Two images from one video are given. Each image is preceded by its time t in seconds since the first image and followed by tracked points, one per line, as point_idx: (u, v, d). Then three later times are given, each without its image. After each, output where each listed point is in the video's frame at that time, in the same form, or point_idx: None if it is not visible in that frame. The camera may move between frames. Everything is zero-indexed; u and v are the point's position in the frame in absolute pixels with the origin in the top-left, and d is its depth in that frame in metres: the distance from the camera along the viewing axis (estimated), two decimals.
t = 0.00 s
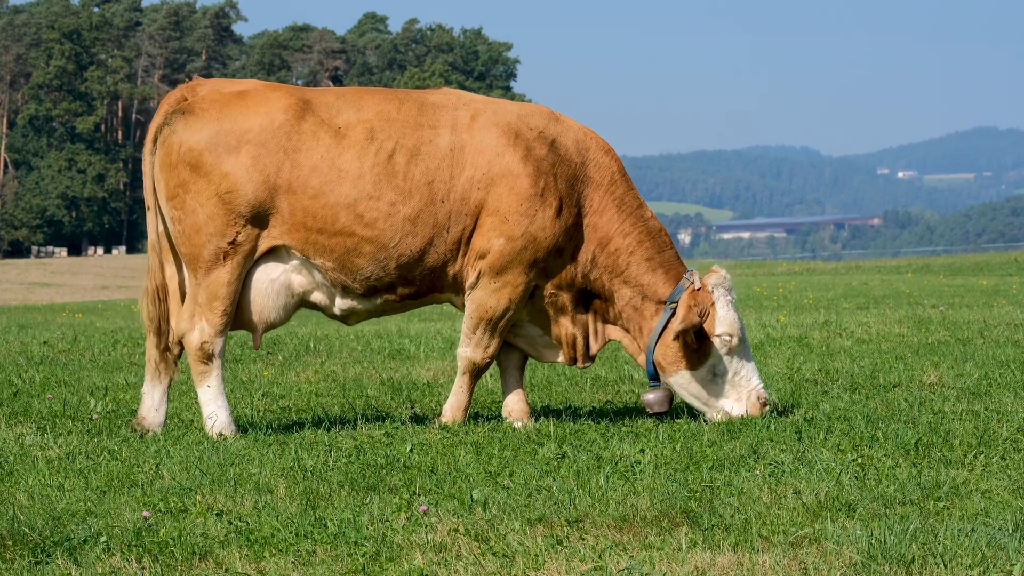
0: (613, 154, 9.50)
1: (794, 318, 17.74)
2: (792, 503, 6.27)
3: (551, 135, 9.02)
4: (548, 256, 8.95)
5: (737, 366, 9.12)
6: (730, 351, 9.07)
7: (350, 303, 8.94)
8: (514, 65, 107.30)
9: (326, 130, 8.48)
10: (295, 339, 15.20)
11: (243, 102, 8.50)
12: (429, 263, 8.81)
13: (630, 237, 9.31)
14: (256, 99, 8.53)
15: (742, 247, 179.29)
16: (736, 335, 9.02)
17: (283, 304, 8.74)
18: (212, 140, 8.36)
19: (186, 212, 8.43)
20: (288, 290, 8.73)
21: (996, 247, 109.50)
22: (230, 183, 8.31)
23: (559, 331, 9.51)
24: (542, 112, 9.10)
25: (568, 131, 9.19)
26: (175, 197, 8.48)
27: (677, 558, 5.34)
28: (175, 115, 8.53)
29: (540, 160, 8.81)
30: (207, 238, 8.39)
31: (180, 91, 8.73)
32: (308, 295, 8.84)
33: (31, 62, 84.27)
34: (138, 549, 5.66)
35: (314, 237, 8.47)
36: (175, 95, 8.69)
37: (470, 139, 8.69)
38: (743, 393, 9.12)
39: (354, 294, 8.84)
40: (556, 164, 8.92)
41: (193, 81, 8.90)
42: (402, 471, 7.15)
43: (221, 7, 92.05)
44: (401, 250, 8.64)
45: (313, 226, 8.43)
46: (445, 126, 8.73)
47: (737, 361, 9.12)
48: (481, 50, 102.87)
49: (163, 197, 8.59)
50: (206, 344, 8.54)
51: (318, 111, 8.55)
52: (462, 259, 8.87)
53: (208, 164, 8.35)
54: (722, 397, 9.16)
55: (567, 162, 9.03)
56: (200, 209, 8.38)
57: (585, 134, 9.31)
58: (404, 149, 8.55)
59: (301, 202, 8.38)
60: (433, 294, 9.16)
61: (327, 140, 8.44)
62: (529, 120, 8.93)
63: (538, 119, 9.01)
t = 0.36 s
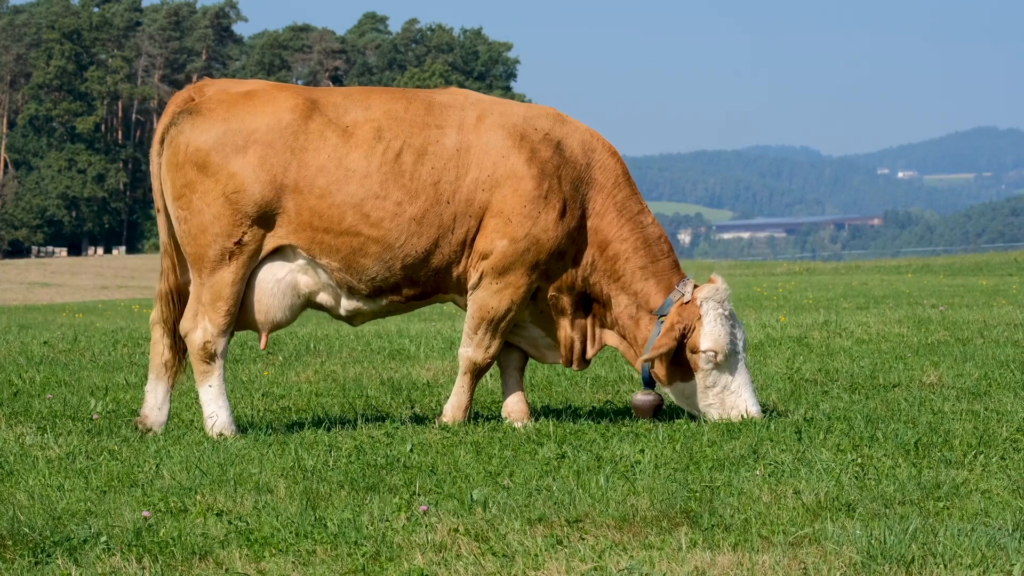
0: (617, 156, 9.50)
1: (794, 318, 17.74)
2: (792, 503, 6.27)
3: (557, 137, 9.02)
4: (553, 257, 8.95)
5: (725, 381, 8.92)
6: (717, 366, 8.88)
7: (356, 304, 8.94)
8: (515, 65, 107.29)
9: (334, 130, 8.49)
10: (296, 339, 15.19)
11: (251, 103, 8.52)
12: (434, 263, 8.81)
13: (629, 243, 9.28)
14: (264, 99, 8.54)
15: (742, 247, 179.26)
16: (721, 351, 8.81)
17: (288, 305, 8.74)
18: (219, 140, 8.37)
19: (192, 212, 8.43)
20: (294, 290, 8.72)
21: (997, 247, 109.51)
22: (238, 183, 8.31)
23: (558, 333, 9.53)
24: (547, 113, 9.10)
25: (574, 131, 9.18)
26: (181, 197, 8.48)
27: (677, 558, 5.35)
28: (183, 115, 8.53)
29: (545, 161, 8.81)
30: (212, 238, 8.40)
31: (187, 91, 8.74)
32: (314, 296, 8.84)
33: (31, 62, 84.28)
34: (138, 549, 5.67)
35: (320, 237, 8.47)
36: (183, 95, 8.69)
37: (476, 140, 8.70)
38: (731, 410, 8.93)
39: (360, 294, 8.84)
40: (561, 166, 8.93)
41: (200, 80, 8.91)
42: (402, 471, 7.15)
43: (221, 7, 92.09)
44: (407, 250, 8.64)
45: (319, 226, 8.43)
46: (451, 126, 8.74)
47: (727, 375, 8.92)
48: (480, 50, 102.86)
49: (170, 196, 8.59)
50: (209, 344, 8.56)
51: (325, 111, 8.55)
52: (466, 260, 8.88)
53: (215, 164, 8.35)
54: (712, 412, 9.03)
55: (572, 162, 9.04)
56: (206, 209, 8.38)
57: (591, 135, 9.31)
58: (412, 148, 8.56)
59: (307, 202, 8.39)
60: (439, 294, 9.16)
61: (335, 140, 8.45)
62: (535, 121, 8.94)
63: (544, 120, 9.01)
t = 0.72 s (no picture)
0: (621, 154, 9.50)
1: (794, 318, 17.73)
2: (792, 503, 6.27)
3: (560, 136, 9.01)
4: (557, 256, 8.94)
5: (724, 363, 8.81)
6: (717, 347, 8.78)
7: (360, 304, 8.94)
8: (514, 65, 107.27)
9: (338, 130, 8.49)
10: (296, 339, 15.19)
11: (255, 102, 8.52)
12: (439, 264, 8.81)
13: (634, 236, 9.28)
14: (268, 99, 8.54)
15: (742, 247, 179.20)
16: (720, 332, 8.73)
17: (292, 304, 8.74)
18: (222, 140, 8.37)
19: (195, 212, 8.44)
20: (297, 290, 8.73)
21: (997, 248, 109.47)
22: (241, 183, 8.31)
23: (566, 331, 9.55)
24: (550, 113, 9.09)
25: (577, 130, 9.17)
26: (185, 197, 8.48)
27: (677, 558, 5.35)
28: (186, 115, 8.54)
29: (548, 161, 8.80)
30: (215, 238, 8.39)
31: (191, 91, 8.74)
32: (318, 296, 8.85)
33: (31, 63, 84.28)
34: (138, 549, 5.67)
35: (324, 237, 8.47)
36: (187, 95, 8.70)
37: (479, 140, 8.69)
38: (731, 392, 8.83)
39: (364, 295, 8.85)
40: (565, 165, 8.92)
41: (204, 81, 8.91)
42: (402, 471, 7.15)
43: (221, 7, 92.10)
44: (411, 250, 8.64)
45: (323, 226, 8.43)
46: (454, 125, 8.73)
47: (727, 358, 8.80)
48: (481, 50, 102.86)
49: (173, 197, 8.59)
50: (210, 344, 8.58)
51: (329, 110, 8.55)
52: (471, 260, 8.89)
53: (219, 164, 8.35)
54: (711, 394, 8.93)
55: (575, 161, 9.03)
56: (210, 209, 8.38)
57: (594, 133, 9.30)
58: (415, 148, 8.56)
59: (312, 202, 8.39)
60: (443, 294, 9.17)
61: (338, 140, 8.45)
62: (538, 121, 8.93)
63: (547, 119, 9.01)
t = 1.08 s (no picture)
0: (621, 155, 9.47)
1: (794, 318, 17.73)
2: (792, 503, 6.27)
3: (562, 136, 8.98)
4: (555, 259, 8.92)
5: (707, 385, 8.77)
6: (698, 370, 8.74)
7: (364, 305, 8.94)
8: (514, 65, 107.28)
9: (342, 130, 8.50)
10: (296, 339, 15.20)
11: (260, 103, 8.54)
12: (441, 264, 8.80)
13: (628, 242, 9.25)
14: (273, 99, 8.56)
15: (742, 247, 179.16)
16: (699, 355, 8.70)
17: (297, 305, 8.72)
18: (227, 140, 8.39)
19: (199, 212, 8.45)
20: (302, 290, 8.71)
21: (997, 248, 109.46)
22: (246, 183, 8.33)
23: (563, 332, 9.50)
24: (552, 113, 9.07)
25: (579, 131, 9.14)
26: (190, 197, 8.50)
27: (677, 558, 5.35)
28: (192, 115, 8.57)
29: (548, 162, 8.79)
30: (218, 238, 8.40)
31: (196, 91, 8.77)
32: (322, 296, 8.83)
33: (31, 63, 84.30)
34: (138, 549, 5.67)
35: (327, 237, 8.47)
36: (192, 95, 8.72)
37: (481, 140, 8.68)
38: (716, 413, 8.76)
39: (368, 295, 8.83)
40: (565, 166, 8.90)
41: (209, 81, 8.94)
42: (402, 471, 7.15)
43: (221, 7, 92.23)
44: (413, 250, 8.64)
45: (326, 226, 8.43)
46: (457, 125, 8.73)
47: (710, 380, 8.76)
48: (481, 50, 102.88)
49: (176, 197, 8.61)
50: (211, 344, 8.58)
51: (333, 110, 8.56)
52: (470, 260, 8.87)
53: (224, 164, 8.38)
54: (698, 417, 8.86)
55: (576, 162, 9.01)
56: (213, 210, 8.40)
57: (595, 134, 9.27)
58: (418, 149, 8.57)
59: (315, 202, 8.39)
60: (445, 294, 9.16)
61: (343, 140, 8.46)
62: (540, 121, 8.90)
63: (549, 119, 8.99)
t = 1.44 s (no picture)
0: (623, 154, 9.47)
1: (794, 318, 17.73)
2: (792, 503, 6.27)
3: (565, 138, 8.95)
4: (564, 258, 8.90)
5: (682, 374, 8.79)
6: (676, 357, 8.78)
7: (366, 305, 8.91)
8: (514, 65, 107.27)
9: (344, 132, 8.49)
10: (296, 339, 15.20)
11: (262, 104, 8.54)
12: (444, 266, 8.74)
13: (633, 238, 9.31)
14: (275, 99, 8.56)
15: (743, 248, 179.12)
16: (681, 343, 8.72)
17: (298, 305, 8.73)
18: (228, 141, 8.41)
19: (201, 212, 8.47)
20: (304, 290, 8.72)
21: (997, 248, 109.44)
22: (247, 184, 8.34)
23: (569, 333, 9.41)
24: (555, 114, 9.02)
25: (582, 131, 9.11)
26: (191, 197, 8.53)
27: (677, 558, 5.35)
28: (194, 116, 8.58)
29: (553, 163, 8.80)
30: (219, 239, 8.44)
31: (198, 91, 8.79)
32: (324, 297, 8.84)
33: (31, 63, 84.31)
34: (138, 549, 5.67)
35: (328, 239, 8.47)
36: (194, 96, 8.74)
37: (483, 143, 8.66)
38: (683, 404, 8.78)
39: (369, 296, 8.83)
40: (570, 166, 8.90)
41: (211, 82, 8.95)
42: (402, 471, 7.15)
43: (221, 7, 92.24)
44: (415, 253, 8.61)
45: (328, 228, 8.44)
46: (458, 127, 8.70)
47: (686, 371, 8.79)
48: (481, 50, 102.88)
49: (178, 197, 8.63)
50: (211, 344, 8.60)
51: (335, 112, 8.56)
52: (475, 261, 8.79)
53: (226, 165, 8.39)
54: (669, 404, 8.89)
55: (581, 162, 9.00)
56: (215, 210, 8.41)
57: (598, 135, 9.23)
58: (419, 151, 8.55)
59: (317, 204, 8.40)
60: (452, 295, 9.04)
61: (344, 141, 8.46)
62: (542, 124, 8.86)
63: (552, 120, 8.95)
